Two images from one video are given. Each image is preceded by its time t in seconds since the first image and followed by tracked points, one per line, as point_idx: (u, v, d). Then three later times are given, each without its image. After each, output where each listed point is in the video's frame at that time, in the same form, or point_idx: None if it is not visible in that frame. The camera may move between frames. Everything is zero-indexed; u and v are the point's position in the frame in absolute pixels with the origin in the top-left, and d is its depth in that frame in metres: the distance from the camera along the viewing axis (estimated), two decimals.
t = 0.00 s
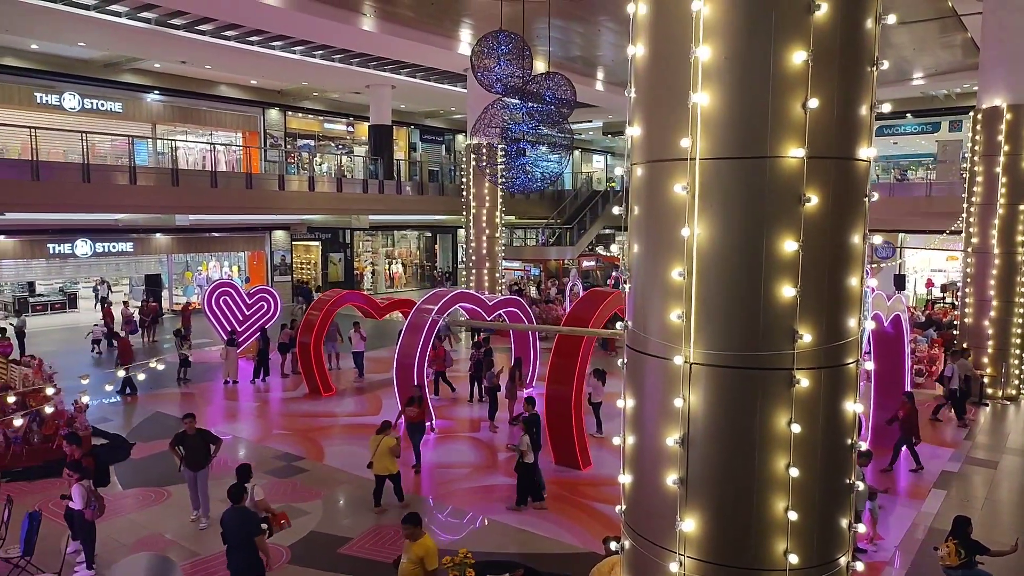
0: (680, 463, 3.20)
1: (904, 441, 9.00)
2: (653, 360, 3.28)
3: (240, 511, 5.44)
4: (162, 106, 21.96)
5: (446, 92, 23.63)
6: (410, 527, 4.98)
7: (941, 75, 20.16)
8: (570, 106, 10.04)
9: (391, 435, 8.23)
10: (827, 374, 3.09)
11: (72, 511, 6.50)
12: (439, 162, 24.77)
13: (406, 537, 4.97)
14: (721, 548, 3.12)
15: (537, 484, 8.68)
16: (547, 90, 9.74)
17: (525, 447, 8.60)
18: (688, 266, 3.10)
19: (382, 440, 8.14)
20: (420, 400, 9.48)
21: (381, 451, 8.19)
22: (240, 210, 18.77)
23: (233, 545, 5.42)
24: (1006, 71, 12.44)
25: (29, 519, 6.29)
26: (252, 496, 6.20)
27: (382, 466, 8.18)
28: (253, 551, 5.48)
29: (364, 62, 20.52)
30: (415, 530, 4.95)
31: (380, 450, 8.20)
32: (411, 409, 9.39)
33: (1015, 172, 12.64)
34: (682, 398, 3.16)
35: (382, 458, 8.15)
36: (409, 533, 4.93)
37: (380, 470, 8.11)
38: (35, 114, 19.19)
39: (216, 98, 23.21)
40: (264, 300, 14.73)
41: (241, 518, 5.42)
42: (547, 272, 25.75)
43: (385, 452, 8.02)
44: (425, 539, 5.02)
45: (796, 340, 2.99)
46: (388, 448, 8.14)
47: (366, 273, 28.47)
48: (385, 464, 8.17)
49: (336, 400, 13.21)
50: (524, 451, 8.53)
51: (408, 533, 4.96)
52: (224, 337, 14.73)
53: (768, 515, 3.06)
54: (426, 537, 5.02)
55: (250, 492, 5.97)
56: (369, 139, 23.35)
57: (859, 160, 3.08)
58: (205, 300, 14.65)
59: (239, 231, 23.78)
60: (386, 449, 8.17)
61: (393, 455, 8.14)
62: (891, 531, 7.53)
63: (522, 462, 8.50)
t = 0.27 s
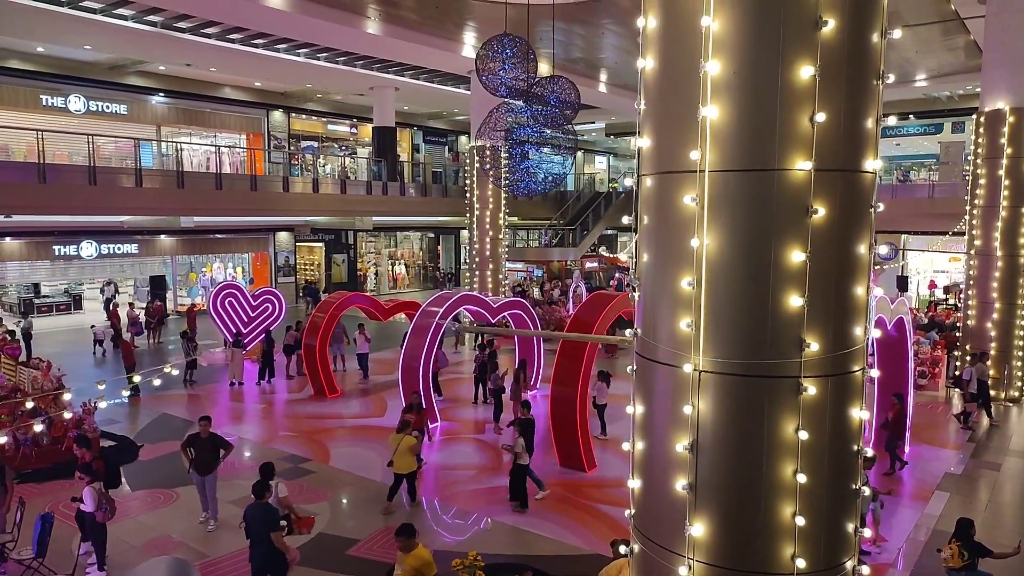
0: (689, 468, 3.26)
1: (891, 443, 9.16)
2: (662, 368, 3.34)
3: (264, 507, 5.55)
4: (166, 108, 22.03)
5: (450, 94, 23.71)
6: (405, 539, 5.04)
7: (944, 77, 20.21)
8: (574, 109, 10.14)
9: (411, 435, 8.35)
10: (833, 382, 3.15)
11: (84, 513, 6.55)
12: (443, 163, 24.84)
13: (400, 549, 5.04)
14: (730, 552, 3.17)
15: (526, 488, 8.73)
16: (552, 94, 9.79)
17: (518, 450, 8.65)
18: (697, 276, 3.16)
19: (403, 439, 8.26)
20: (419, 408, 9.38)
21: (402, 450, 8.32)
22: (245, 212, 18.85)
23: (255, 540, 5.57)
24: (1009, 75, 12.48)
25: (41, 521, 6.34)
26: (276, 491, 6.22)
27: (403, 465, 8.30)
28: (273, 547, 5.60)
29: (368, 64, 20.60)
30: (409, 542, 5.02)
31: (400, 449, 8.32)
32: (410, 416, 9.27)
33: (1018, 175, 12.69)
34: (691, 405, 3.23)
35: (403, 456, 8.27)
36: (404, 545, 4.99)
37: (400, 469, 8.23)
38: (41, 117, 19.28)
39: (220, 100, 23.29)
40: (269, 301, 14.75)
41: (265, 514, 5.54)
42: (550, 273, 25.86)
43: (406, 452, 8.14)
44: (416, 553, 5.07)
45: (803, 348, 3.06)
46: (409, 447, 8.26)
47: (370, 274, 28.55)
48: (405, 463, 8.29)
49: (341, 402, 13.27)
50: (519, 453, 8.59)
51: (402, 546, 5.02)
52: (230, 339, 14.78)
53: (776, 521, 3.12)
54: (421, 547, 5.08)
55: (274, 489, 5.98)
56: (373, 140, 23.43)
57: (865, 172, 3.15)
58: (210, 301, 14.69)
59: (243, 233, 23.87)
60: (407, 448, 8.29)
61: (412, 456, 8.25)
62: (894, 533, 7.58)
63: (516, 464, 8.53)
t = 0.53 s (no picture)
0: (695, 473, 3.33)
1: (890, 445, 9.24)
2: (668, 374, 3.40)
3: (284, 503, 5.92)
4: (169, 109, 22.08)
5: (451, 95, 23.77)
6: (401, 547, 5.10)
7: (944, 79, 20.28)
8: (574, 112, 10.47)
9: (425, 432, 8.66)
10: (837, 389, 3.22)
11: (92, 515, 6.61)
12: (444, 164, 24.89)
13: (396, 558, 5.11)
14: (735, 555, 3.24)
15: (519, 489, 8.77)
16: (554, 96, 10.16)
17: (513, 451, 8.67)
18: (704, 284, 3.22)
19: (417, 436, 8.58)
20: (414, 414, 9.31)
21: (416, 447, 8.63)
22: (247, 214, 18.90)
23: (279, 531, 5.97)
24: (1008, 78, 12.54)
25: (50, 522, 6.40)
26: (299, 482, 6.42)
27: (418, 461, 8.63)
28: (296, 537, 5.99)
29: (370, 66, 20.66)
30: (404, 551, 5.09)
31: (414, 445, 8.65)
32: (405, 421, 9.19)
33: (1017, 177, 12.75)
34: (697, 411, 3.29)
35: (418, 452, 8.60)
36: (399, 554, 5.05)
37: (415, 465, 8.55)
38: (43, 118, 19.34)
39: (222, 102, 23.35)
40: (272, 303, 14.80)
41: (285, 510, 5.87)
42: (550, 274, 25.95)
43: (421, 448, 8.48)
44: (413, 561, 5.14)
45: (807, 356, 3.12)
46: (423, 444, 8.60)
47: (371, 275, 28.61)
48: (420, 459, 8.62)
49: (344, 403, 13.34)
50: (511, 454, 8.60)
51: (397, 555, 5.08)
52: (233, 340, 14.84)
53: (780, 524, 3.19)
54: (415, 556, 5.16)
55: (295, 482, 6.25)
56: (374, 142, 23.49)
57: (867, 183, 3.21)
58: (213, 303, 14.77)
59: (245, 234, 23.93)
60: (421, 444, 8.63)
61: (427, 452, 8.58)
62: (894, 534, 7.64)
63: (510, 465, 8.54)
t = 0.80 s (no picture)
0: (701, 477, 3.38)
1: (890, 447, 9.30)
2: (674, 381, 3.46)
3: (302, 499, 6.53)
4: (170, 110, 22.12)
5: (452, 97, 23.82)
6: (395, 555, 5.15)
7: (943, 80, 20.34)
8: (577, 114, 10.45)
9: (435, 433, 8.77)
10: (840, 395, 3.29)
11: (100, 516, 6.66)
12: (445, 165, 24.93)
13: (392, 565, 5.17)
14: (740, 558, 3.30)
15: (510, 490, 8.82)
16: (555, 99, 10.19)
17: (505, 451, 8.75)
18: (709, 292, 3.28)
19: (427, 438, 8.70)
20: (406, 418, 9.26)
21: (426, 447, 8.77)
22: (249, 216, 18.94)
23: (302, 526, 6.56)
24: (1008, 81, 12.58)
25: (59, 524, 6.45)
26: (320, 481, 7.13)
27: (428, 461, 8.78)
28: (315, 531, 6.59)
29: (372, 68, 20.70)
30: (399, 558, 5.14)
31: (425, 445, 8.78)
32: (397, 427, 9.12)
33: (1017, 180, 12.81)
34: (703, 417, 3.34)
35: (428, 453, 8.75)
36: (394, 562, 5.11)
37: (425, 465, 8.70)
38: (46, 120, 19.38)
39: (223, 103, 23.40)
40: (274, 304, 14.84)
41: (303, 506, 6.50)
42: (551, 275, 26.02)
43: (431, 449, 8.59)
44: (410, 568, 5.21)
45: (811, 363, 3.18)
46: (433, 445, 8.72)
47: (372, 275, 28.67)
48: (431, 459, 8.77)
49: (346, 405, 13.39)
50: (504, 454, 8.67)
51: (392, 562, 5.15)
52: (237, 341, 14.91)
53: (785, 528, 3.25)
54: (410, 563, 5.24)
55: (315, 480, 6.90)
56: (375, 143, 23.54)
57: (870, 193, 3.28)
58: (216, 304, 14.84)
59: (246, 235, 23.98)
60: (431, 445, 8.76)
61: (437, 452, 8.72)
62: (894, 535, 7.71)
63: (502, 465, 8.63)
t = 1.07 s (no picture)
0: (706, 482, 3.44)
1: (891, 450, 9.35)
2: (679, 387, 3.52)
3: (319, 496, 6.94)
4: (172, 112, 22.16)
5: (452, 98, 23.87)
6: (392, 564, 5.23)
7: (942, 82, 20.41)
8: (578, 117, 10.37)
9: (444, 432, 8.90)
10: (842, 402, 3.35)
11: (107, 518, 6.74)
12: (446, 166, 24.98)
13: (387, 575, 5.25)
14: (744, 562, 3.36)
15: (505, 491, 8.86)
16: (557, 102, 10.11)
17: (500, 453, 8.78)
18: (714, 301, 3.34)
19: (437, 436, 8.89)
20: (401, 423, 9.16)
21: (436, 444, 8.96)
22: (251, 217, 18.99)
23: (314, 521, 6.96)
24: (1008, 84, 12.64)
25: (67, 527, 6.53)
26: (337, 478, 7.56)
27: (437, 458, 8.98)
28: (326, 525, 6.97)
29: (372, 70, 20.76)
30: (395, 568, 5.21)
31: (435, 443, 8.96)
32: (392, 431, 9.06)
33: (1016, 182, 12.88)
34: (707, 423, 3.40)
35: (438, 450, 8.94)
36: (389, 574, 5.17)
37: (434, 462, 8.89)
38: (47, 121, 19.43)
39: (224, 104, 23.45)
40: (276, 304, 14.88)
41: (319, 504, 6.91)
42: (551, 276, 26.08)
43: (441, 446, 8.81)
44: None
45: (814, 370, 3.24)
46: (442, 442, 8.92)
47: (372, 276, 28.73)
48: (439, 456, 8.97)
49: (348, 406, 13.45)
50: (497, 456, 8.69)
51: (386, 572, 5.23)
52: (241, 343, 14.99)
53: (789, 531, 3.31)
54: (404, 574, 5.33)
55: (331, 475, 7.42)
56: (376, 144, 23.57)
57: (873, 203, 3.34)
58: (219, 306, 14.94)
59: (247, 236, 24.04)
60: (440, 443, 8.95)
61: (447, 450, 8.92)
62: (894, 537, 7.77)
63: (495, 467, 8.65)
